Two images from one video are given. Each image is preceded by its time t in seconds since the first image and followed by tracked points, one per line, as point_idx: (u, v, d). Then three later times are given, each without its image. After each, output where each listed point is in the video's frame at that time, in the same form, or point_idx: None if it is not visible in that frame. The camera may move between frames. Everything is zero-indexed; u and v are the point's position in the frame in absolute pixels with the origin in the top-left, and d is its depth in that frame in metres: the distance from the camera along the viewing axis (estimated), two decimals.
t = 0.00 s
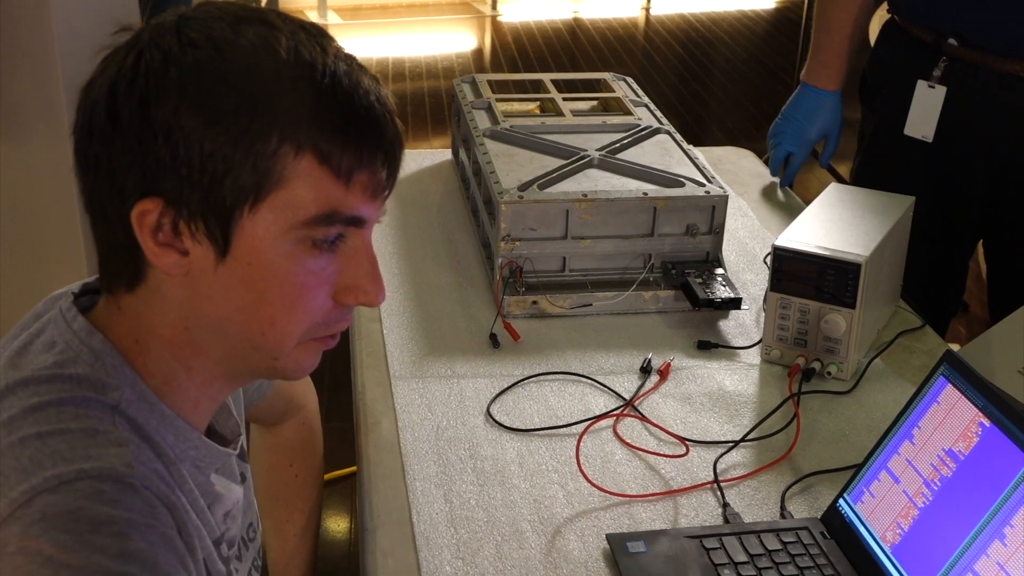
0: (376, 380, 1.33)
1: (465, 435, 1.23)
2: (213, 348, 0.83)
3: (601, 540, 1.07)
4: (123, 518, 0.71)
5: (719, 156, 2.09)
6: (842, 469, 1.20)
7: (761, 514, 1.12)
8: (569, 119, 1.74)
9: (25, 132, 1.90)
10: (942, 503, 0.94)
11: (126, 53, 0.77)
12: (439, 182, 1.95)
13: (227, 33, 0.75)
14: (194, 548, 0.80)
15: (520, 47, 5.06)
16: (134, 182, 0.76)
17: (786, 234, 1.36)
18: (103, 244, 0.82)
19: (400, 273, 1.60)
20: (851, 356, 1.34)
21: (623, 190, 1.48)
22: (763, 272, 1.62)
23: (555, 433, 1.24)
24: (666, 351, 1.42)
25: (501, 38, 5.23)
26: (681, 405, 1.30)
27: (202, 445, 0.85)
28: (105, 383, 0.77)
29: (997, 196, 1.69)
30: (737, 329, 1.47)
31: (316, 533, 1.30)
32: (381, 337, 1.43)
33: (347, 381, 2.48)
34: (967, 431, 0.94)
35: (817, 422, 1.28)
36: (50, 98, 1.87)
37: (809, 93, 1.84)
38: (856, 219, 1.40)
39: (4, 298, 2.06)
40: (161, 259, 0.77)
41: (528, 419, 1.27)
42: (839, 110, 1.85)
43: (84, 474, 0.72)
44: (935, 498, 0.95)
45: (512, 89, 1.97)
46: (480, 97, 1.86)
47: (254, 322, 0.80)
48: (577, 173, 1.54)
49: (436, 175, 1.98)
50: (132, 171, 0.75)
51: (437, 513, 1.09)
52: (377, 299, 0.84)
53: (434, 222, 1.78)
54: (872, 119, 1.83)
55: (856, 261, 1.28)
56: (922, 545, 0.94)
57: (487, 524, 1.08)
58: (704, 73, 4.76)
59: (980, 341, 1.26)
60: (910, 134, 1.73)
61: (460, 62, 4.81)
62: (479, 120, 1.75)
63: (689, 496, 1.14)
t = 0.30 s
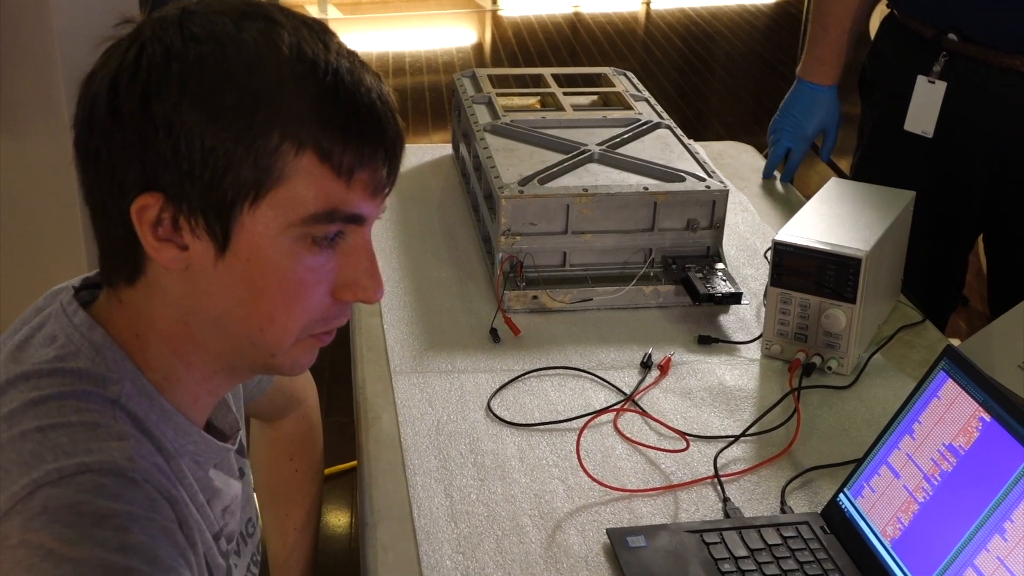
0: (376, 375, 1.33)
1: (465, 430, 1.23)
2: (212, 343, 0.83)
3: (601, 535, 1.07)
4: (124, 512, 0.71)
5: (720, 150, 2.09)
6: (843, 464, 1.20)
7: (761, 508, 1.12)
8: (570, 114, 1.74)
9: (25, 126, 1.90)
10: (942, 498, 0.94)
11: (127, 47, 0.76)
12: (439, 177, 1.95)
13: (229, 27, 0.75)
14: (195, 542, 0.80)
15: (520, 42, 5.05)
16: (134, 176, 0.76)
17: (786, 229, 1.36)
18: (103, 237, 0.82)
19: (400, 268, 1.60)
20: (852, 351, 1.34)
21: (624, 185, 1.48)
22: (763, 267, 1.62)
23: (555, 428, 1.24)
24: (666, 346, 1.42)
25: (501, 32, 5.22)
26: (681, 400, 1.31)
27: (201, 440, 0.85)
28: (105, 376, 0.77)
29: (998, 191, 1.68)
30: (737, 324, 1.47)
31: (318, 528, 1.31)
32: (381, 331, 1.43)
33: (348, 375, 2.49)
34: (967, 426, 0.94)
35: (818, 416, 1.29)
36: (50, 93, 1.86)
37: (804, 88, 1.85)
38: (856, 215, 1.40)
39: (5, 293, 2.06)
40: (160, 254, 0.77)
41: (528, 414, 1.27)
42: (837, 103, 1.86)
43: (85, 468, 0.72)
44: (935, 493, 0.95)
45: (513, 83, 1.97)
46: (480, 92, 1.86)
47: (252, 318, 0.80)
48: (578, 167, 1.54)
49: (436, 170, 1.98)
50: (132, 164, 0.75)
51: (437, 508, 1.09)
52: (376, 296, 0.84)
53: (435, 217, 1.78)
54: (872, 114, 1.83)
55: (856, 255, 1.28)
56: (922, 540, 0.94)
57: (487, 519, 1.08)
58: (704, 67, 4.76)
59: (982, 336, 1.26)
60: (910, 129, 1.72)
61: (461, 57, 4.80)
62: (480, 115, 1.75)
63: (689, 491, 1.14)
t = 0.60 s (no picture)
0: (377, 372, 1.33)
1: (465, 426, 1.23)
2: (209, 338, 0.83)
3: (601, 531, 1.07)
4: (117, 504, 0.71)
5: (720, 146, 2.09)
6: (842, 460, 1.20)
7: (761, 504, 1.12)
8: (569, 110, 1.74)
9: (24, 122, 1.90)
10: (941, 494, 0.94)
11: (129, 41, 0.76)
12: (440, 173, 1.95)
13: (232, 23, 0.75)
14: (188, 533, 0.80)
15: (519, 38, 5.05)
16: (133, 170, 0.76)
17: (785, 225, 1.36)
18: (101, 231, 0.82)
19: (400, 264, 1.60)
20: (851, 347, 1.34)
21: (623, 181, 1.48)
22: (763, 263, 1.62)
23: (555, 424, 1.24)
24: (666, 342, 1.42)
25: (500, 28, 5.22)
26: (681, 396, 1.30)
27: (194, 435, 0.85)
28: (97, 369, 0.77)
29: (997, 187, 1.68)
30: (737, 320, 1.47)
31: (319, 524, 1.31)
32: (381, 328, 1.43)
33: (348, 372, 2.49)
34: (967, 422, 0.94)
35: (818, 412, 1.29)
36: (49, 88, 1.86)
37: (801, 83, 1.84)
38: (855, 210, 1.40)
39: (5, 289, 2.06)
40: (160, 248, 0.77)
41: (528, 410, 1.27)
42: (835, 97, 1.85)
43: (77, 460, 0.72)
44: (934, 488, 0.95)
45: (513, 80, 1.97)
46: (480, 88, 1.86)
47: (251, 314, 0.80)
48: (577, 164, 1.54)
49: (437, 166, 1.98)
50: (132, 159, 0.75)
51: (437, 504, 1.10)
52: (374, 294, 0.84)
53: (436, 213, 1.77)
54: (871, 111, 1.83)
55: (856, 251, 1.28)
56: (921, 536, 0.94)
57: (487, 515, 1.08)
58: (703, 63, 4.75)
59: (981, 332, 1.26)
60: (909, 125, 1.72)
61: (460, 53, 4.80)
62: (479, 111, 1.74)
63: (688, 487, 1.14)
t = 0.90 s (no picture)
0: (377, 369, 1.33)
1: (465, 423, 1.23)
2: (183, 328, 0.83)
3: (601, 528, 1.07)
4: (89, 493, 0.71)
5: (721, 143, 2.08)
6: (842, 457, 1.20)
7: (761, 501, 1.12)
8: (570, 107, 1.74)
9: (19, 118, 1.90)
10: (941, 492, 0.94)
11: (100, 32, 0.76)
12: (440, 170, 1.95)
13: (203, 12, 0.75)
14: (166, 524, 0.80)
15: (520, 35, 5.04)
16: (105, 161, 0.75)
17: (785, 222, 1.36)
18: (78, 224, 0.81)
19: (399, 261, 1.60)
20: (851, 344, 1.34)
21: (624, 178, 1.48)
22: (764, 261, 1.62)
23: (555, 422, 1.24)
24: (666, 340, 1.42)
25: (501, 25, 5.21)
26: (682, 394, 1.30)
27: (174, 427, 0.85)
28: (74, 361, 0.77)
29: (996, 184, 1.68)
30: (738, 318, 1.48)
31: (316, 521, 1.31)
32: (381, 324, 1.43)
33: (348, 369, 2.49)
34: (967, 419, 0.94)
35: (818, 410, 1.29)
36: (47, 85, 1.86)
37: (802, 80, 1.84)
38: (855, 207, 1.40)
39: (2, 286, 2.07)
40: (130, 237, 0.77)
41: (528, 407, 1.27)
42: (834, 93, 1.85)
43: (50, 451, 0.72)
44: (934, 486, 0.95)
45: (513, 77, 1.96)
46: (480, 85, 1.86)
47: (223, 302, 0.80)
48: (577, 161, 1.54)
49: (437, 163, 1.98)
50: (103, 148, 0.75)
51: (437, 501, 1.09)
52: (347, 283, 0.85)
53: (436, 210, 1.77)
54: (867, 107, 1.82)
55: (856, 249, 1.28)
56: (921, 533, 0.95)
57: (487, 513, 1.08)
58: (704, 60, 4.75)
59: (981, 330, 1.26)
60: (904, 122, 1.72)
61: (460, 50, 4.80)
62: (480, 109, 1.74)
63: (689, 484, 1.14)
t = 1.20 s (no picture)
0: (376, 367, 1.33)
1: (465, 422, 1.23)
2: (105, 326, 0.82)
3: (601, 526, 1.07)
4: (64, 480, 0.71)
5: (721, 141, 2.08)
6: (842, 455, 1.20)
7: (761, 499, 1.12)
8: (570, 105, 1.74)
9: (17, 115, 1.90)
10: (941, 490, 0.94)
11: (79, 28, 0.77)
12: (440, 168, 1.95)
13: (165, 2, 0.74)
14: (141, 512, 0.80)
15: (521, 32, 5.04)
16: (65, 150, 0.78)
17: (784, 220, 1.36)
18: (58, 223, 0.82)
19: (399, 259, 1.60)
20: (852, 342, 1.34)
21: (624, 176, 1.48)
22: (764, 259, 1.62)
23: (556, 420, 1.24)
24: (666, 338, 1.42)
25: (502, 23, 5.21)
26: (682, 392, 1.30)
27: (154, 421, 0.85)
28: (53, 354, 0.77)
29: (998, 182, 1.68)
30: (738, 316, 1.47)
31: (314, 519, 1.31)
32: (381, 323, 1.43)
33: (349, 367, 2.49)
34: (967, 418, 0.94)
35: (818, 408, 1.29)
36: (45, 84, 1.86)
37: (795, 79, 1.83)
38: (855, 206, 1.39)
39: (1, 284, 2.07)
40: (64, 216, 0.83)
41: (529, 405, 1.27)
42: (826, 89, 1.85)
43: (25, 438, 0.71)
44: (934, 484, 0.95)
45: (513, 75, 1.96)
46: (480, 83, 1.85)
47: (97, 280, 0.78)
48: (577, 159, 1.54)
49: (438, 161, 1.98)
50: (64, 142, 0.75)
51: (438, 500, 1.09)
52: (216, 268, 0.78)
53: (436, 208, 1.77)
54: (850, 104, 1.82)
55: (856, 247, 1.28)
56: (920, 531, 0.95)
57: (487, 511, 1.08)
58: (704, 58, 4.75)
59: (982, 328, 1.26)
60: (885, 120, 1.72)
61: (460, 49, 4.80)
62: (480, 107, 1.74)
63: (689, 482, 1.14)
